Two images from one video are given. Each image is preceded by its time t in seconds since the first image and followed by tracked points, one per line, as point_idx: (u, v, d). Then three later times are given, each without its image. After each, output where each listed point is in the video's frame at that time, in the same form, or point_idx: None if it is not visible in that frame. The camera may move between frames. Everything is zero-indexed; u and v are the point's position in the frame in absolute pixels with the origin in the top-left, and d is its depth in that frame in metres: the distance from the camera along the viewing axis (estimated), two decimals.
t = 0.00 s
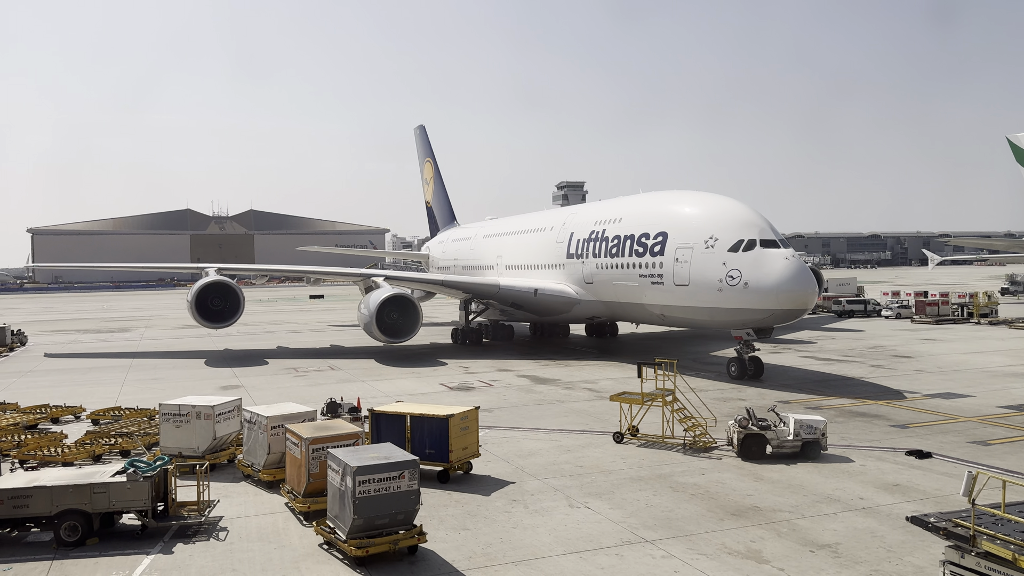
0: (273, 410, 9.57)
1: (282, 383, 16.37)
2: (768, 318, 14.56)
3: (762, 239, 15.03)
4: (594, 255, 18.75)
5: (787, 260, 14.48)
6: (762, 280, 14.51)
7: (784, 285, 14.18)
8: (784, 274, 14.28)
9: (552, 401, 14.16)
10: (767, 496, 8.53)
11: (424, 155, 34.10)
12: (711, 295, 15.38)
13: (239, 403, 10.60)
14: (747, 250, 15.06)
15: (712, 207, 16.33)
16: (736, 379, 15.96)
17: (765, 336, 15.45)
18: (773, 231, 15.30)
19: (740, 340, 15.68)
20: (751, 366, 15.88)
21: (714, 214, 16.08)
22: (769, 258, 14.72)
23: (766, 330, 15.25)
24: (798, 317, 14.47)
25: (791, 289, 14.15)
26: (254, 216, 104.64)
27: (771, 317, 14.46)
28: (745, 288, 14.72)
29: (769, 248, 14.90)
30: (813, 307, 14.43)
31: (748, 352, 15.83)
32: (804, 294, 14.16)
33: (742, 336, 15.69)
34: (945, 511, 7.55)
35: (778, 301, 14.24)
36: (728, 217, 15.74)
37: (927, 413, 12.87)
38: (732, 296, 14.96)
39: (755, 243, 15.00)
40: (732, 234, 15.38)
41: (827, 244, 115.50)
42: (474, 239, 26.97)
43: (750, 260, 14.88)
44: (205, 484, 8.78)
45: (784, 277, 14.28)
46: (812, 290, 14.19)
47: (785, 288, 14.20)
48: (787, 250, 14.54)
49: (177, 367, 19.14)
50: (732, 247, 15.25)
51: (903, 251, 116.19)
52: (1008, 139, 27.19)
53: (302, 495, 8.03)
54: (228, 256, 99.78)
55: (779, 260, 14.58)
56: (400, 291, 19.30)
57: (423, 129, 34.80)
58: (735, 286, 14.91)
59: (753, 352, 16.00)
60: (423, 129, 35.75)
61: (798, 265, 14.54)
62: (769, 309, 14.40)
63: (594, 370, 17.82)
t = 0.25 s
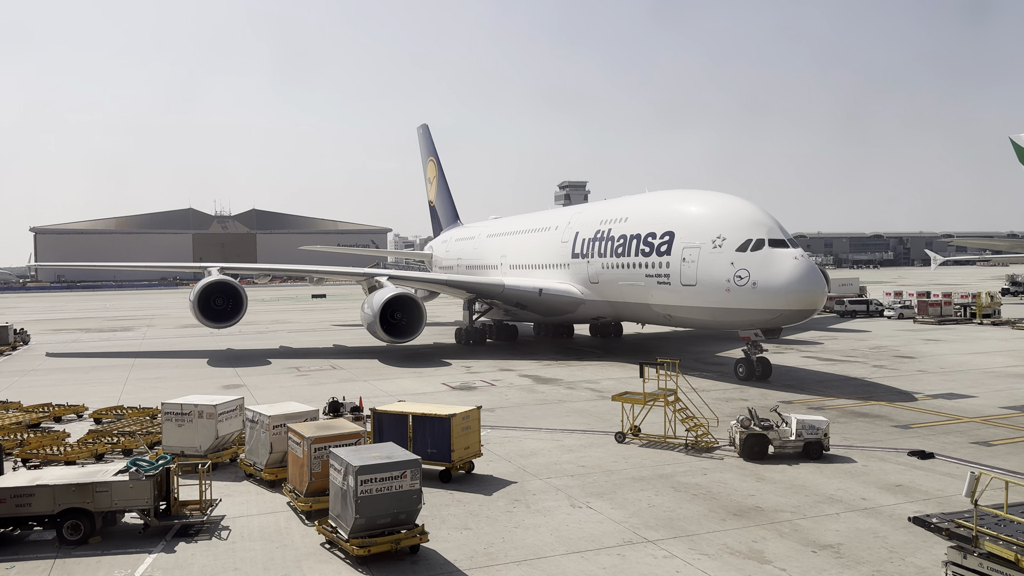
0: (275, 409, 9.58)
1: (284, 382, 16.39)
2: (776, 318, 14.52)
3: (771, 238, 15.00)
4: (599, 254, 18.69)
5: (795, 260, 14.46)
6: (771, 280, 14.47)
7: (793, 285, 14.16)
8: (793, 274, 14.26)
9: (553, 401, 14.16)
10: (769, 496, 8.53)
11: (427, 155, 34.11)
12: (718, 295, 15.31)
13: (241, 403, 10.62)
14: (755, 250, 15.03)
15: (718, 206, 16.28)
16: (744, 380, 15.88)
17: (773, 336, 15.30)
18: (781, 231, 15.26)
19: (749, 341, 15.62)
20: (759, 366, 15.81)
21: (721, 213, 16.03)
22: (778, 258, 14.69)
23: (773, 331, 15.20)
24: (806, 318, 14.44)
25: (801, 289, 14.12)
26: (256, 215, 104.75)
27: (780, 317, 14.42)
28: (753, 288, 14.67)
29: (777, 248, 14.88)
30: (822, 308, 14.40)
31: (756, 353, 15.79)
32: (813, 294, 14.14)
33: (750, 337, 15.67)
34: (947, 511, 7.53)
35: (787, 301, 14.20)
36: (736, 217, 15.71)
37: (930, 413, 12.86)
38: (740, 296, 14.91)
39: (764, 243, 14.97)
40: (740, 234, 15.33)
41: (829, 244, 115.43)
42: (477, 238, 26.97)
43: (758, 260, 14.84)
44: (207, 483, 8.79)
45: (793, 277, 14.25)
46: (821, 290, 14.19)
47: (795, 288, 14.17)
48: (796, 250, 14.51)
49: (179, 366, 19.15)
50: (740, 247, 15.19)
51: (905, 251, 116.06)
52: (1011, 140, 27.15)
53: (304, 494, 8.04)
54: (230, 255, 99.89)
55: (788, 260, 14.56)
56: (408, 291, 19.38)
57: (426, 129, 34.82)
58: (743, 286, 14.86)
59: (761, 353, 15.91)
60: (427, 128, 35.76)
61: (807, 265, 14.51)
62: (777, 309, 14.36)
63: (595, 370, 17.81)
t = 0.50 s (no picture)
0: (277, 409, 9.58)
1: (286, 382, 16.40)
2: (785, 319, 14.44)
3: (779, 238, 14.93)
4: (605, 254, 18.64)
5: (805, 260, 14.38)
6: (779, 280, 14.39)
7: (802, 285, 14.08)
8: (802, 274, 14.19)
9: (555, 401, 14.16)
10: (771, 496, 8.52)
11: (430, 154, 34.10)
12: (726, 295, 15.23)
13: (243, 403, 10.63)
14: (763, 250, 14.95)
15: (726, 206, 16.20)
16: (751, 382, 15.62)
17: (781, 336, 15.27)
18: (789, 231, 15.19)
19: (756, 342, 15.47)
20: (766, 368, 15.68)
21: (728, 213, 15.96)
22: (787, 258, 14.62)
23: (782, 331, 15.13)
24: (815, 318, 14.37)
25: (809, 289, 14.05)
26: (259, 215, 104.87)
27: (788, 318, 14.35)
28: (762, 289, 14.59)
29: (786, 249, 14.81)
30: (830, 309, 14.34)
31: (763, 354, 15.66)
32: (822, 295, 14.07)
33: (758, 338, 15.51)
34: (950, 513, 7.52)
35: (796, 302, 14.13)
36: (744, 217, 15.63)
37: (932, 414, 12.84)
38: (748, 297, 14.84)
39: (772, 243, 14.89)
40: (748, 234, 15.26)
41: (832, 244, 115.35)
42: (481, 238, 26.97)
43: (767, 260, 14.77)
44: (210, 483, 8.79)
45: (802, 278, 14.18)
46: (830, 291, 14.12)
47: (804, 289, 14.10)
48: (805, 250, 14.44)
49: (180, 366, 19.16)
50: (748, 247, 15.13)
51: (907, 252, 115.96)
52: (1015, 140, 27.12)
53: (306, 494, 8.05)
54: (232, 255, 99.97)
55: (797, 261, 14.48)
56: (413, 291, 19.42)
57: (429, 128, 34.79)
58: (751, 287, 14.79)
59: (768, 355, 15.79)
60: (430, 127, 35.57)
61: (816, 266, 14.44)
62: (786, 310, 14.29)
63: (597, 371, 17.80)
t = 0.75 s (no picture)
0: (279, 409, 9.59)
1: (288, 382, 16.41)
2: (793, 321, 14.29)
3: (788, 238, 14.78)
4: (611, 254, 18.54)
5: (814, 260, 14.22)
6: (788, 281, 14.24)
7: (811, 286, 13.93)
8: (811, 275, 14.04)
9: (557, 401, 14.16)
10: (772, 497, 8.51)
11: (433, 154, 34.08)
12: (733, 296, 15.09)
13: (245, 402, 10.64)
14: (771, 250, 14.80)
15: (733, 206, 16.05)
16: (759, 383, 15.58)
17: (789, 337, 15.33)
18: (798, 231, 15.03)
19: (764, 343, 15.41)
20: (774, 370, 15.54)
21: (736, 212, 15.81)
22: (795, 258, 14.46)
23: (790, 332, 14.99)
24: (824, 319, 14.21)
25: (818, 290, 13.89)
26: (261, 215, 104.98)
27: (797, 319, 14.19)
28: (770, 289, 14.44)
29: (795, 249, 14.65)
30: (839, 309, 14.18)
31: (771, 355, 15.51)
32: (831, 296, 13.92)
33: (765, 339, 15.45)
34: (952, 514, 7.51)
35: (805, 303, 13.97)
36: (752, 216, 15.48)
37: (934, 414, 12.82)
38: (756, 297, 14.69)
39: (781, 243, 14.74)
40: (756, 234, 15.11)
41: (833, 245, 115.30)
42: (484, 238, 26.94)
43: (775, 260, 14.62)
44: (212, 483, 8.80)
45: (811, 278, 14.03)
46: (839, 291, 13.97)
47: (813, 290, 13.94)
48: (814, 250, 14.28)
49: (182, 366, 19.18)
50: (756, 247, 14.97)
51: (909, 252, 115.88)
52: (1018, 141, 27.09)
53: (308, 494, 8.05)
54: (234, 255, 100.07)
55: (806, 261, 14.33)
56: (417, 292, 19.42)
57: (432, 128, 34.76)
58: (759, 287, 14.63)
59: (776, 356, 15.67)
60: (433, 127, 35.47)
61: (825, 266, 14.28)
62: (794, 311, 14.13)
63: (599, 371, 17.79)
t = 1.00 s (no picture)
0: (281, 409, 9.59)
1: (290, 382, 16.43)
2: (801, 321, 14.22)
3: (795, 239, 14.69)
4: (615, 255, 18.48)
5: (822, 261, 14.14)
6: (796, 281, 14.16)
7: (820, 286, 13.86)
8: (819, 275, 13.97)
9: (558, 402, 14.16)
10: (774, 498, 8.50)
11: (436, 154, 34.09)
12: (740, 296, 15.00)
13: (246, 403, 10.65)
14: (779, 250, 14.71)
15: (740, 206, 15.96)
16: (766, 384, 15.44)
17: (796, 339, 15.23)
18: (805, 231, 14.95)
19: (772, 344, 15.29)
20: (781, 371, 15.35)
21: (743, 213, 15.71)
22: (803, 259, 14.38)
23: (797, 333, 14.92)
24: (832, 320, 14.16)
25: (827, 291, 13.83)
26: (263, 215, 105.06)
27: (805, 320, 14.13)
28: (778, 290, 14.35)
29: (803, 249, 14.56)
30: (848, 310, 14.13)
31: (778, 357, 15.38)
32: (840, 297, 13.87)
33: (773, 340, 15.35)
34: (954, 514, 7.50)
35: (813, 304, 13.90)
36: (759, 216, 15.39)
37: (936, 415, 12.80)
38: (763, 298, 14.60)
39: (788, 243, 14.65)
40: (763, 234, 15.01)
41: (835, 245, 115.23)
42: (488, 238, 26.93)
43: (783, 261, 14.53)
44: (213, 483, 8.81)
45: (819, 279, 13.96)
46: (847, 292, 13.92)
47: (822, 291, 13.87)
48: (822, 251, 14.20)
49: (184, 366, 19.20)
50: (763, 247, 14.87)
51: (911, 253, 115.78)
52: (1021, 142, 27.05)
53: (309, 494, 8.05)
54: (236, 255, 100.16)
55: (814, 261, 14.26)
56: (421, 293, 19.43)
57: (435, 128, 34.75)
58: (767, 288, 14.54)
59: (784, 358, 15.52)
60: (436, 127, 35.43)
61: (833, 267, 14.21)
62: (803, 312, 14.07)
63: (601, 371, 17.79)
